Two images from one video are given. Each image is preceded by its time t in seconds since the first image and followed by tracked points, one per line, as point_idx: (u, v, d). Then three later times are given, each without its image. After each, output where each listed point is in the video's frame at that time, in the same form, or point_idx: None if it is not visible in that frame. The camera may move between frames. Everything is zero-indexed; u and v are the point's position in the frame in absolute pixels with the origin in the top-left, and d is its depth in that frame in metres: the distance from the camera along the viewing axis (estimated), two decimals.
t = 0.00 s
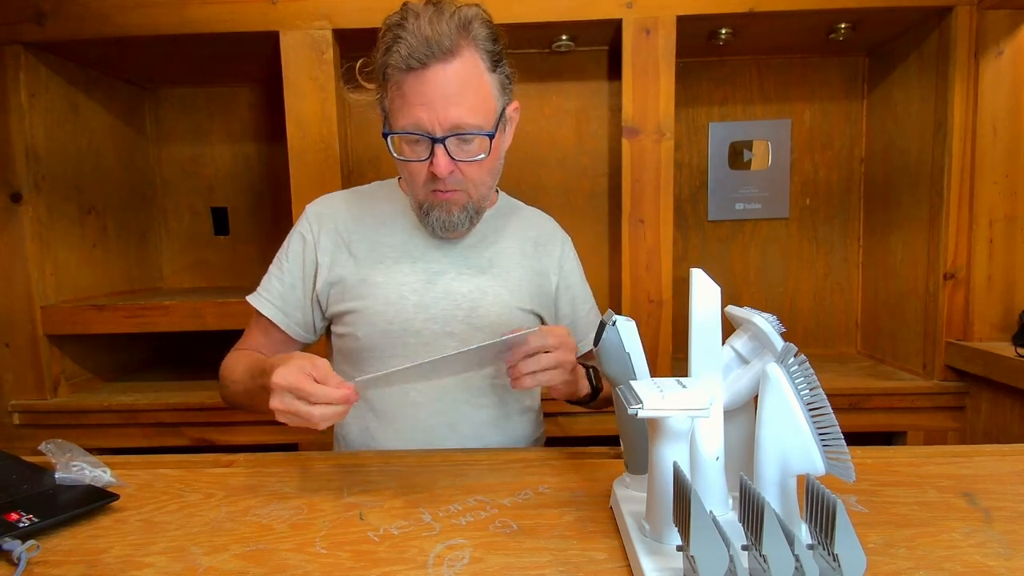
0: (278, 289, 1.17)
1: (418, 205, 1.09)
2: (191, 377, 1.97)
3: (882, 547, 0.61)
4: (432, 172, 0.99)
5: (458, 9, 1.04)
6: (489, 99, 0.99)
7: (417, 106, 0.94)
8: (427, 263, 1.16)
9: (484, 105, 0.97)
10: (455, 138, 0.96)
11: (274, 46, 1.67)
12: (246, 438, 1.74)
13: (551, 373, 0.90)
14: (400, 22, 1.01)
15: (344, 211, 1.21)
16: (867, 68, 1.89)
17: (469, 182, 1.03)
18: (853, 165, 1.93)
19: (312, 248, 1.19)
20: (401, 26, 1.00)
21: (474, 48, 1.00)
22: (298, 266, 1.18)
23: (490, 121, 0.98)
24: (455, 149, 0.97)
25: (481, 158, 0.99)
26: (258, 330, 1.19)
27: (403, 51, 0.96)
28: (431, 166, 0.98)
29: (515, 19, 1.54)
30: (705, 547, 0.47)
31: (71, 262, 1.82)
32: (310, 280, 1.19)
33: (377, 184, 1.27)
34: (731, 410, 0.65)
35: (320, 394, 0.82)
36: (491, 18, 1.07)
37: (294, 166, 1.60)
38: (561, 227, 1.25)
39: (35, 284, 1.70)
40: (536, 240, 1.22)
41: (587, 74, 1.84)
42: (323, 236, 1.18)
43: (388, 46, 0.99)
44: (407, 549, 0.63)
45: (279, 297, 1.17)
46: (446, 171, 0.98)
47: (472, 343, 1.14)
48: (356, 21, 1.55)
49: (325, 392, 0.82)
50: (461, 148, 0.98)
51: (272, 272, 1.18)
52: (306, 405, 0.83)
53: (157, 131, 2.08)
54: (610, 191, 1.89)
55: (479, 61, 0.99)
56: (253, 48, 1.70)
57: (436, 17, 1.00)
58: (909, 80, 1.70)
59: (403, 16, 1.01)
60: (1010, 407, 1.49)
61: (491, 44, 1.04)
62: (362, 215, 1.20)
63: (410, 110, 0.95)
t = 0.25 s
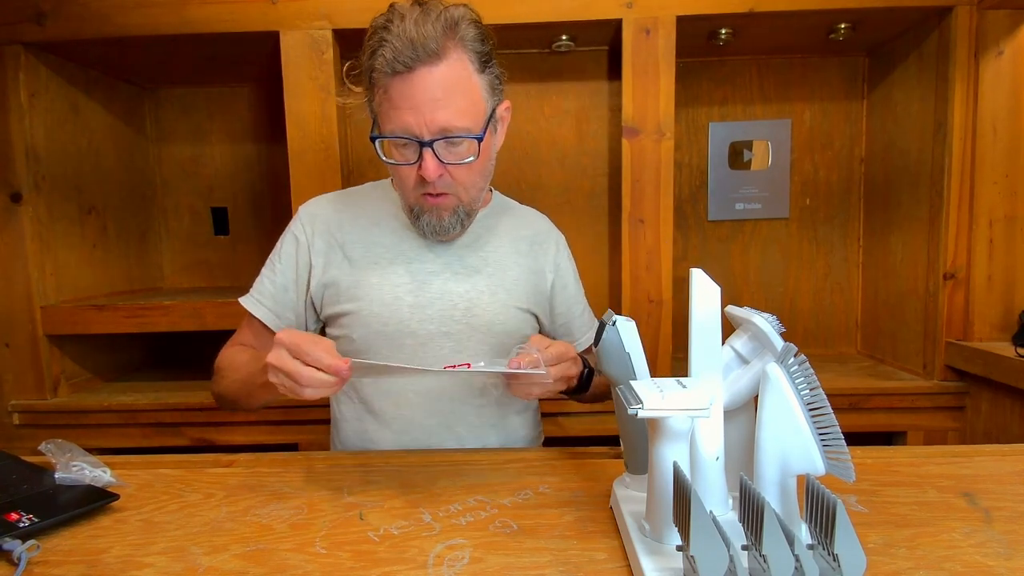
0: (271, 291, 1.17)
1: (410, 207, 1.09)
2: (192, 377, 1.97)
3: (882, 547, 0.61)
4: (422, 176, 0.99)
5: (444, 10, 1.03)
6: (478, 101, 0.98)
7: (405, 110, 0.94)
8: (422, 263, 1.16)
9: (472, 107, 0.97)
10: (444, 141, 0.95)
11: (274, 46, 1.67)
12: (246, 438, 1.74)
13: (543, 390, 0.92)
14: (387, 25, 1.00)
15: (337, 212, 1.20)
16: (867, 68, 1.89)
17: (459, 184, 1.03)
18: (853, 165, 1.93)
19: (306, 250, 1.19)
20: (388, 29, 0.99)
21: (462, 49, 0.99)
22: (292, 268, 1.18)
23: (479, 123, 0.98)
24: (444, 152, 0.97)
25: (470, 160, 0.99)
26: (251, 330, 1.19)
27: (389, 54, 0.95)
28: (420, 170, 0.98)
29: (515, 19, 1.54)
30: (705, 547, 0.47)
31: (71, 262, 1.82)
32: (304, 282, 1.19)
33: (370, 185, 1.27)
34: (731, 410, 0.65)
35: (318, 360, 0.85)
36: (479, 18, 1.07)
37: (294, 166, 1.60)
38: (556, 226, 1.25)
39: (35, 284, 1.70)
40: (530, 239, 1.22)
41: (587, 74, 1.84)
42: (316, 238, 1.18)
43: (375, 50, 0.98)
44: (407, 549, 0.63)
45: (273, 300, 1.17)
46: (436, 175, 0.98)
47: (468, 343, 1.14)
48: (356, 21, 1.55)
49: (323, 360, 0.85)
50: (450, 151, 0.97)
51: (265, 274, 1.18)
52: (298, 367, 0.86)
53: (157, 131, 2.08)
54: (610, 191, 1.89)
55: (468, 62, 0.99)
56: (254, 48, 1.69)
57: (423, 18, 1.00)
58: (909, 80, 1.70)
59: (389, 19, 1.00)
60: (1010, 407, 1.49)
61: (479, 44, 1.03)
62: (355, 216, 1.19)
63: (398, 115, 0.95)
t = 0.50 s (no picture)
0: (267, 292, 1.17)
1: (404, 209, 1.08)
2: (192, 377, 1.97)
3: (882, 547, 0.61)
4: (415, 180, 0.98)
5: (434, 12, 1.03)
6: (470, 103, 0.98)
7: (396, 115, 0.93)
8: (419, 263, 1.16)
9: (465, 109, 0.96)
10: (437, 146, 0.95)
11: (274, 46, 1.67)
12: (246, 438, 1.74)
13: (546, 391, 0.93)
14: (377, 28, 1.00)
15: (334, 213, 1.20)
16: (867, 68, 1.89)
17: (453, 186, 1.03)
18: (853, 165, 1.93)
19: (301, 250, 1.18)
20: (378, 33, 0.99)
21: (453, 51, 0.99)
22: (288, 268, 1.18)
23: (472, 125, 0.98)
24: (437, 156, 0.96)
25: (463, 163, 0.98)
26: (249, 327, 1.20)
27: (380, 58, 0.95)
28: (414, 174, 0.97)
29: (515, 19, 1.54)
30: (705, 547, 0.47)
31: (71, 262, 1.82)
32: (301, 282, 1.19)
33: (367, 185, 1.27)
34: (731, 410, 0.66)
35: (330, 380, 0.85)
36: (470, 19, 1.07)
37: (294, 166, 1.60)
38: (553, 225, 1.25)
39: (35, 284, 1.70)
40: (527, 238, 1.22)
41: (587, 74, 1.84)
42: (313, 239, 1.18)
43: (366, 53, 0.98)
44: (407, 549, 0.63)
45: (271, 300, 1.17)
46: (429, 179, 0.97)
47: (466, 343, 1.14)
48: (356, 20, 1.55)
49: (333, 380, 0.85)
50: (443, 154, 0.97)
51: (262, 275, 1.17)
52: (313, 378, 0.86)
53: (157, 131, 2.08)
54: (610, 191, 1.89)
55: (459, 64, 0.98)
56: (254, 48, 1.69)
57: (414, 21, 0.99)
58: (909, 80, 1.70)
59: (380, 22, 1.00)
60: (1010, 407, 1.49)
61: (471, 45, 1.03)
62: (352, 216, 1.19)
63: (389, 119, 0.94)
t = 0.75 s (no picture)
0: (265, 292, 1.17)
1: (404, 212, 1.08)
2: (191, 377, 1.97)
3: (882, 547, 0.61)
4: (416, 184, 0.98)
5: (433, 15, 1.03)
6: (469, 107, 0.98)
7: (396, 120, 0.93)
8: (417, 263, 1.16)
9: (465, 114, 0.96)
10: (437, 150, 0.95)
11: (274, 46, 1.67)
12: (246, 438, 1.74)
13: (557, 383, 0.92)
14: (376, 32, 1.00)
15: (331, 213, 1.20)
16: (867, 68, 1.89)
17: (453, 190, 1.03)
18: (853, 165, 1.93)
19: (299, 251, 1.18)
20: (377, 37, 0.99)
21: (451, 55, 0.99)
22: (286, 269, 1.18)
23: (472, 129, 0.98)
24: (438, 161, 0.96)
25: (464, 168, 0.98)
26: (250, 326, 1.20)
27: (379, 63, 0.95)
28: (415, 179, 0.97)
29: (515, 19, 1.54)
30: (705, 547, 0.47)
31: (71, 262, 1.82)
32: (300, 282, 1.19)
33: (365, 185, 1.27)
34: (731, 410, 0.65)
35: (322, 367, 0.87)
36: (468, 23, 1.07)
37: (294, 166, 1.60)
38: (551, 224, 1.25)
39: (35, 284, 1.70)
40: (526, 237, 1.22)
41: (587, 74, 1.84)
42: (311, 240, 1.18)
43: (365, 58, 0.98)
44: (407, 549, 0.63)
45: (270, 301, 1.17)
46: (430, 183, 0.97)
47: (465, 343, 1.14)
48: (356, 20, 1.55)
49: (326, 365, 0.87)
50: (443, 159, 0.97)
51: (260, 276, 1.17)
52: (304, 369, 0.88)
53: (157, 131, 2.08)
54: (610, 191, 1.89)
55: (459, 69, 0.98)
56: (254, 48, 1.69)
57: (413, 25, 0.99)
58: (909, 80, 1.70)
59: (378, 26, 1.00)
60: (1010, 407, 1.49)
61: (469, 48, 1.03)
62: (350, 216, 1.19)
63: (389, 124, 0.94)
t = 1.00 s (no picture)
0: (266, 293, 1.17)
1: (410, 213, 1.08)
2: (191, 377, 1.97)
3: (881, 547, 0.61)
4: (426, 186, 0.99)
5: (441, 18, 1.03)
6: (479, 110, 0.98)
7: (408, 123, 0.93)
8: (417, 263, 1.16)
9: (475, 117, 0.96)
10: (448, 152, 0.95)
11: (274, 46, 1.67)
12: (246, 439, 1.74)
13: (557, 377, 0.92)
14: (385, 34, 0.99)
15: (331, 213, 1.20)
16: (867, 68, 1.89)
17: (461, 191, 1.03)
18: (853, 165, 1.93)
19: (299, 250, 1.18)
20: (387, 39, 0.98)
21: (461, 58, 0.98)
22: (286, 269, 1.18)
23: (482, 133, 0.98)
24: (447, 162, 0.96)
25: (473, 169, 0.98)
26: (250, 326, 1.20)
27: (390, 64, 0.94)
28: (425, 180, 0.97)
29: (515, 19, 1.54)
30: (705, 547, 0.47)
31: (71, 262, 1.82)
32: (300, 282, 1.19)
33: (365, 185, 1.27)
34: (731, 410, 0.65)
35: (325, 379, 0.85)
36: (475, 25, 1.07)
37: (294, 166, 1.60)
38: (551, 222, 1.25)
39: (35, 284, 1.70)
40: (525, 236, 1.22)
41: (587, 74, 1.84)
42: (311, 240, 1.18)
43: (374, 59, 0.97)
44: (407, 550, 0.63)
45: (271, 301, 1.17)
46: (441, 185, 0.97)
47: (464, 342, 1.14)
48: (356, 20, 1.55)
49: (330, 377, 0.85)
50: (453, 160, 0.97)
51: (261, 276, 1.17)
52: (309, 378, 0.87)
53: (157, 131, 2.08)
54: (610, 191, 1.89)
55: (469, 72, 0.98)
56: (254, 48, 1.69)
57: (422, 28, 0.99)
58: (909, 80, 1.70)
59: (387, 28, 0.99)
60: (1010, 407, 1.49)
61: (477, 52, 1.03)
62: (350, 216, 1.19)
63: (400, 127, 0.94)
